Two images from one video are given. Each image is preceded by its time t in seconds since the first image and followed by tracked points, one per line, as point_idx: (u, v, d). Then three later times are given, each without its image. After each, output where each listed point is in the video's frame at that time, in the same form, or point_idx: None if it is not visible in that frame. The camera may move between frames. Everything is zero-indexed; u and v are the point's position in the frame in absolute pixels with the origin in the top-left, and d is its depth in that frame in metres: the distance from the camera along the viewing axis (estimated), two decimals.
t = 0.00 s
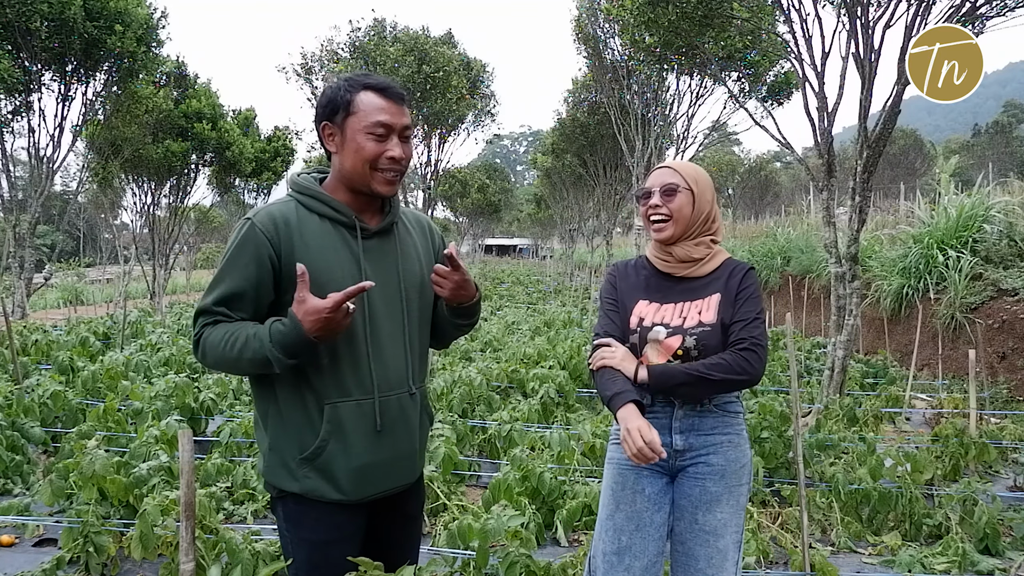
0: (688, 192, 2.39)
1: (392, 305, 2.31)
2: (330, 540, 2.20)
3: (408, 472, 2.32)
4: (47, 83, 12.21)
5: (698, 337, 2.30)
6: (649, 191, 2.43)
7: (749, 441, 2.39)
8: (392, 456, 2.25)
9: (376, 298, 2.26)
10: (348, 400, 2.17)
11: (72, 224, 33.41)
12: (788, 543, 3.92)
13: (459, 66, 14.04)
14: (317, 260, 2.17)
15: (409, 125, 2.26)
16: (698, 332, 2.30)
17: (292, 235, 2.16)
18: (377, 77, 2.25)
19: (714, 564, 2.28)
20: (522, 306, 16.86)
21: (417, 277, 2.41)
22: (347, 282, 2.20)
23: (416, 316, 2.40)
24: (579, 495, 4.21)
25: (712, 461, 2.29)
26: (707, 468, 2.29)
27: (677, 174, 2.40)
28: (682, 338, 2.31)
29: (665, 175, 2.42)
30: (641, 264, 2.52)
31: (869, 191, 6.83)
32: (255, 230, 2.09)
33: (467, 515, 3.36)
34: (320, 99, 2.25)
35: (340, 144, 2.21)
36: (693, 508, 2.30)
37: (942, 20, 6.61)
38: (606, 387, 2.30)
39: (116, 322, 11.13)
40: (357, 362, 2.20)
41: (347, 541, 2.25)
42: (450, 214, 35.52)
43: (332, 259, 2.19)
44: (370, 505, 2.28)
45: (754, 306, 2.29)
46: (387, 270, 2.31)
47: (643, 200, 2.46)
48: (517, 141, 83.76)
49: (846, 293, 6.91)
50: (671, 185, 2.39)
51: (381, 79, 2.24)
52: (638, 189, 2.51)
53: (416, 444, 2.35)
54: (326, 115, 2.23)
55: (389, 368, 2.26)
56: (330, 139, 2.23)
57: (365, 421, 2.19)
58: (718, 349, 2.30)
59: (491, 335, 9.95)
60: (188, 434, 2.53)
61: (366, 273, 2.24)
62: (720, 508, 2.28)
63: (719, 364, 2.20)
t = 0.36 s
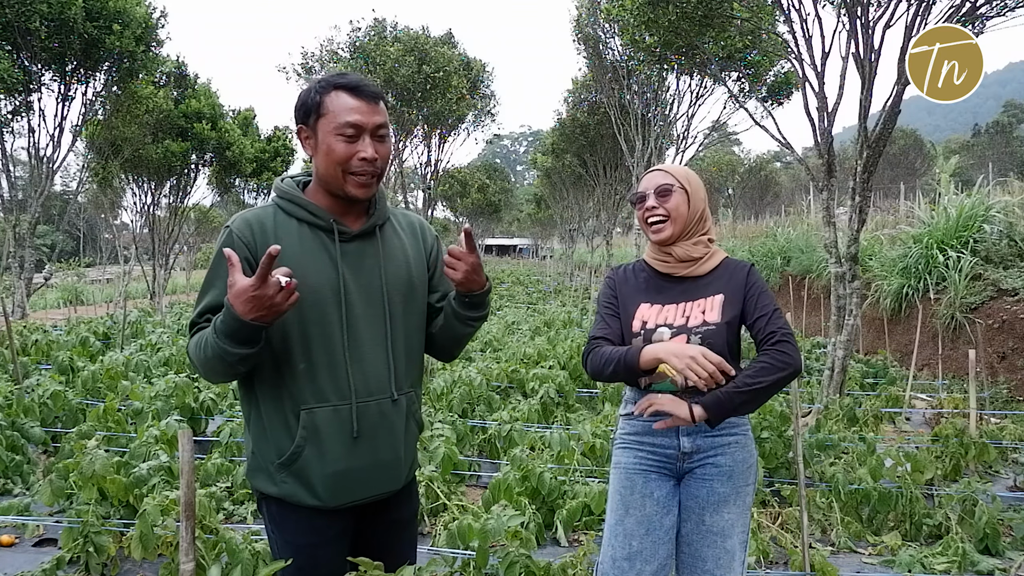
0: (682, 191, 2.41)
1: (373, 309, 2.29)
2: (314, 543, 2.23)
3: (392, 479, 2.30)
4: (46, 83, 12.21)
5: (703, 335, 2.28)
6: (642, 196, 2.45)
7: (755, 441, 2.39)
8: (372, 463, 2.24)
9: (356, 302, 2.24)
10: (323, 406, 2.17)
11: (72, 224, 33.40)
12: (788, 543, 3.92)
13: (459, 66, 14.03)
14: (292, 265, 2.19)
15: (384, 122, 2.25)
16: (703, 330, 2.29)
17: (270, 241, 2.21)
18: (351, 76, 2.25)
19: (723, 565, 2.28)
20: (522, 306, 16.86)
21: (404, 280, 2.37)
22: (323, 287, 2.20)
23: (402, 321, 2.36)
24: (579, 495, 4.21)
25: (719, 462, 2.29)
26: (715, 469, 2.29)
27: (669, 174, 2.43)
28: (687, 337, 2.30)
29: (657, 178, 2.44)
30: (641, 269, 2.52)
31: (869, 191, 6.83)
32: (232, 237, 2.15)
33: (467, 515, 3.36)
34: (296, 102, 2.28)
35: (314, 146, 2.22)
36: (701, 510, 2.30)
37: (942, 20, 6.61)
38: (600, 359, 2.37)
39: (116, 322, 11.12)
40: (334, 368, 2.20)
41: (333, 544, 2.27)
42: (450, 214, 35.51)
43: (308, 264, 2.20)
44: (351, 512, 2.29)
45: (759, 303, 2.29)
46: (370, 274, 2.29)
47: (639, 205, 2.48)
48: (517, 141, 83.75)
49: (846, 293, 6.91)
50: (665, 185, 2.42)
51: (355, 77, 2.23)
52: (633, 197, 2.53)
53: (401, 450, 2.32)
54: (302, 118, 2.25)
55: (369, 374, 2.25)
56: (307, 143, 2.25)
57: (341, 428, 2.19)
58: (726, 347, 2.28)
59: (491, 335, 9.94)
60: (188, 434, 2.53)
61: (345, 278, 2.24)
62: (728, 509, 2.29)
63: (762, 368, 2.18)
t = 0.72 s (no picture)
0: (685, 196, 2.39)
1: (371, 312, 2.28)
2: (311, 531, 2.25)
3: (387, 479, 2.31)
4: (46, 83, 12.22)
5: (697, 333, 2.29)
6: (646, 200, 2.44)
7: (753, 445, 2.39)
8: (367, 463, 2.25)
9: (352, 305, 2.25)
10: (318, 407, 2.19)
11: (72, 224, 33.40)
12: (788, 543, 3.91)
13: (459, 66, 14.04)
14: (290, 269, 2.20)
15: (389, 132, 2.26)
16: (697, 328, 2.29)
17: (271, 246, 2.21)
18: (354, 87, 2.25)
19: (718, 568, 2.29)
20: (522, 306, 16.85)
21: (402, 283, 2.36)
22: (320, 291, 2.21)
23: (401, 322, 2.35)
24: (579, 495, 4.21)
25: (715, 465, 2.28)
26: (711, 473, 2.28)
27: (672, 179, 2.41)
28: (681, 334, 2.30)
29: (660, 182, 2.43)
30: (644, 267, 2.52)
31: (869, 191, 6.83)
32: (232, 242, 2.16)
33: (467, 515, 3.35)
34: (298, 112, 2.26)
35: (320, 156, 2.21)
36: (696, 513, 2.30)
37: (942, 20, 6.61)
38: (613, 364, 2.34)
39: (116, 322, 11.12)
40: (329, 370, 2.21)
41: (328, 537, 2.28)
42: (450, 215, 35.51)
43: (305, 268, 2.21)
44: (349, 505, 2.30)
45: (754, 304, 2.27)
46: (368, 278, 2.29)
47: (642, 208, 2.47)
48: (517, 141, 83.74)
49: (846, 293, 6.91)
50: (667, 190, 2.40)
51: (359, 89, 2.24)
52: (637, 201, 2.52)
53: (397, 450, 2.33)
54: (305, 128, 2.24)
55: (364, 375, 2.25)
56: (311, 152, 2.24)
57: (336, 429, 2.21)
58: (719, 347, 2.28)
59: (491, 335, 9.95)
60: (188, 435, 2.52)
61: (342, 282, 2.24)
62: (724, 512, 2.29)
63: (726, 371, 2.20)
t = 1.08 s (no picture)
0: (692, 192, 2.38)
1: (374, 308, 2.31)
2: (314, 514, 2.27)
3: (389, 470, 2.29)
4: (46, 83, 12.22)
5: (690, 339, 2.28)
6: (654, 193, 2.44)
7: (748, 445, 2.37)
8: (367, 453, 2.25)
9: (355, 298, 2.28)
10: (320, 396, 2.23)
11: (72, 224, 33.40)
12: (788, 543, 3.91)
13: (459, 66, 14.04)
14: (297, 262, 2.26)
15: (398, 141, 2.27)
16: (691, 334, 2.29)
17: (282, 245, 2.27)
18: (368, 97, 2.27)
19: (706, 565, 2.29)
20: (522, 306, 16.85)
21: (406, 280, 2.37)
22: (324, 285, 2.26)
23: (406, 317, 2.36)
24: (579, 495, 4.21)
25: (705, 464, 2.28)
26: (701, 470, 2.29)
27: (681, 173, 2.40)
28: (675, 338, 2.30)
29: (669, 176, 2.42)
30: (650, 266, 2.53)
31: (869, 191, 6.83)
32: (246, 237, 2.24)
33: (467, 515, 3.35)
34: (314, 119, 2.30)
35: (333, 161, 2.25)
36: (687, 509, 2.30)
37: (942, 20, 6.61)
38: (605, 358, 2.35)
39: (116, 322, 11.12)
40: (332, 360, 2.24)
41: (332, 521, 2.29)
42: (450, 215, 35.52)
43: (312, 262, 2.26)
44: (354, 489, 2.31)
45: (753, 315, 2.25)
46: (372, 275, 2.31)
47: (650, 202, 2.47)
48: (517, 141, 83.73)
49: (846, 293, 6.91)
50: (675, 185, 2.39)
51: (371, 98, 2.26)
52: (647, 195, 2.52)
53: (400, 442, 2.31)
54: (321, 135, 2.28)
55: (366, 366, 2.27)
56: (325, 158, 2.27)
57: (337, 417, 2.23)
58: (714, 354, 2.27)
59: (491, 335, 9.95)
60: (187, 434, 2.55)
61: (346, 277, 2.28)
62: (714, 510, 2.29)
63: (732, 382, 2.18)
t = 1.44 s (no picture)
0: (706, 193, 2.37)
1: (380, 304, 2.32)
2: (322, 506, 2.28)
3: (394, 464, 2.30)
4: (47, 83, 12.22)
5: (701, 344, 2.28)
6: (667, 192, 2.43)
7: (757, 447, 2.37)
8: (372, 446, 2.26)
9: (362, 294, 2.30)
10: (327, 389, 2.26)
11: (72, 224, 33.39)
12: (788, 543, 3.92)
13: (459, 67, 14.03)
14: (306, 260, 2.30)
15: (402, 142, 2.28)
16: (703, 339, 2.28)
17: (290, 244, 2.31)
18: (375, 101, 2.29)
19: (713, 566, 2.28)
20: (522, 306, 16.85)
21: (413, 278, 2.37)
22: (332, 282, 2.29)
23: (412, 315, 2.36)
24: (579, 495, 4.21)
25: (714, 464, 2.29)
26: (709, 471, 2.29)
27: (695, 173, 2.39)
28: (686, 343, 2.30)
29: (683, 175, 2.41)
30: (656, 265, 2.52)
31: (869, 191, 6.83)
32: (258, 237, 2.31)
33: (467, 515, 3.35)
34: (324, 125, 2.33)
35: (339, 163, 2.28)
36: (695, 509, 2.31)
37: (942, 20, 6.61)
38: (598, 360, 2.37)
39: (116, 322, 11.12)
40: (339, 355, 2.27)
41: (340, 515, 2.30)
42: (450, 215, 35.51)
43: (320, 260, 2.30)
44: (364, 483, 2.32)
45: (763, 319, 2.27)
46: (380, 273, 2.33)
47: (662, 200, 2.45)
48: (517, 141, 83.68)
49: (846, 293, 6.91)
50: (688, 185, 2.39)
51: (377, 102, 2.28)
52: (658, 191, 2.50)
53: (405, 437, 2.31)
54: (329, 139, 2.31)
55: (372, 361, 2.29)
56: (332, 159, 2.30)
57: (343, 410, 2.25)
58: (724, 358, 2.28)
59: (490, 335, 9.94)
60: (187, 434, 2.55)
61: (354, 274, 2.31)
62: (722, 511, 2.28)
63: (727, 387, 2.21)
